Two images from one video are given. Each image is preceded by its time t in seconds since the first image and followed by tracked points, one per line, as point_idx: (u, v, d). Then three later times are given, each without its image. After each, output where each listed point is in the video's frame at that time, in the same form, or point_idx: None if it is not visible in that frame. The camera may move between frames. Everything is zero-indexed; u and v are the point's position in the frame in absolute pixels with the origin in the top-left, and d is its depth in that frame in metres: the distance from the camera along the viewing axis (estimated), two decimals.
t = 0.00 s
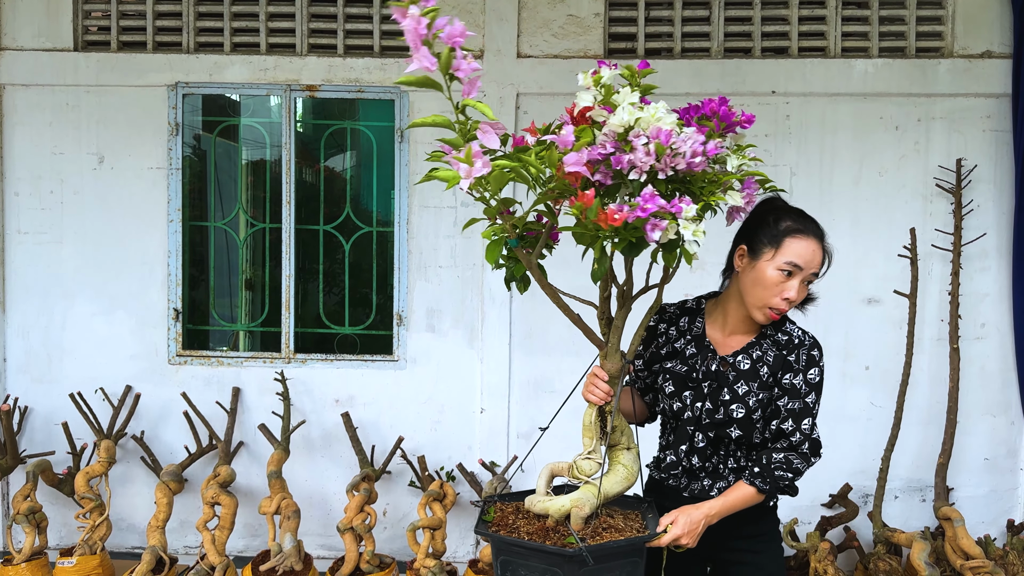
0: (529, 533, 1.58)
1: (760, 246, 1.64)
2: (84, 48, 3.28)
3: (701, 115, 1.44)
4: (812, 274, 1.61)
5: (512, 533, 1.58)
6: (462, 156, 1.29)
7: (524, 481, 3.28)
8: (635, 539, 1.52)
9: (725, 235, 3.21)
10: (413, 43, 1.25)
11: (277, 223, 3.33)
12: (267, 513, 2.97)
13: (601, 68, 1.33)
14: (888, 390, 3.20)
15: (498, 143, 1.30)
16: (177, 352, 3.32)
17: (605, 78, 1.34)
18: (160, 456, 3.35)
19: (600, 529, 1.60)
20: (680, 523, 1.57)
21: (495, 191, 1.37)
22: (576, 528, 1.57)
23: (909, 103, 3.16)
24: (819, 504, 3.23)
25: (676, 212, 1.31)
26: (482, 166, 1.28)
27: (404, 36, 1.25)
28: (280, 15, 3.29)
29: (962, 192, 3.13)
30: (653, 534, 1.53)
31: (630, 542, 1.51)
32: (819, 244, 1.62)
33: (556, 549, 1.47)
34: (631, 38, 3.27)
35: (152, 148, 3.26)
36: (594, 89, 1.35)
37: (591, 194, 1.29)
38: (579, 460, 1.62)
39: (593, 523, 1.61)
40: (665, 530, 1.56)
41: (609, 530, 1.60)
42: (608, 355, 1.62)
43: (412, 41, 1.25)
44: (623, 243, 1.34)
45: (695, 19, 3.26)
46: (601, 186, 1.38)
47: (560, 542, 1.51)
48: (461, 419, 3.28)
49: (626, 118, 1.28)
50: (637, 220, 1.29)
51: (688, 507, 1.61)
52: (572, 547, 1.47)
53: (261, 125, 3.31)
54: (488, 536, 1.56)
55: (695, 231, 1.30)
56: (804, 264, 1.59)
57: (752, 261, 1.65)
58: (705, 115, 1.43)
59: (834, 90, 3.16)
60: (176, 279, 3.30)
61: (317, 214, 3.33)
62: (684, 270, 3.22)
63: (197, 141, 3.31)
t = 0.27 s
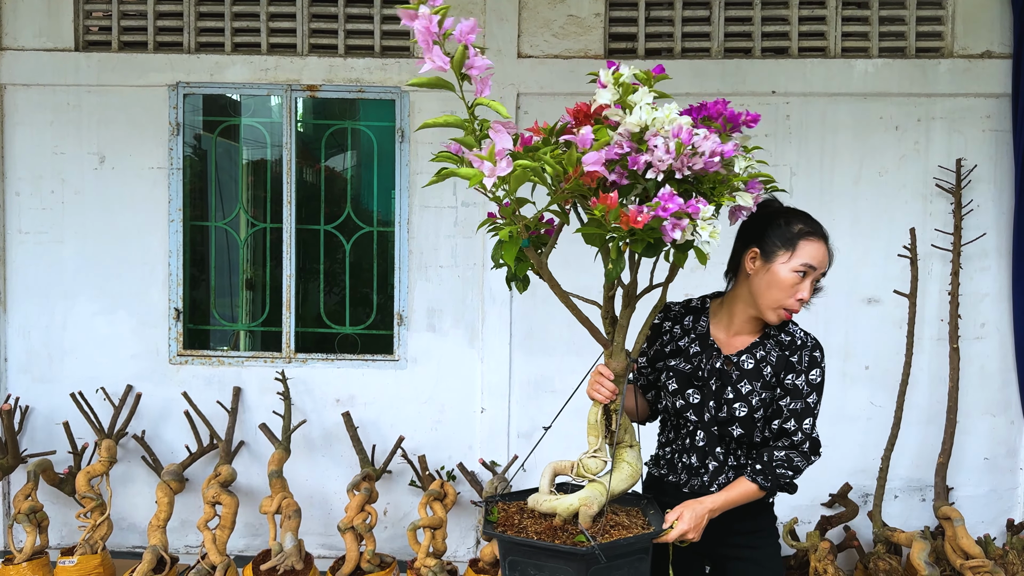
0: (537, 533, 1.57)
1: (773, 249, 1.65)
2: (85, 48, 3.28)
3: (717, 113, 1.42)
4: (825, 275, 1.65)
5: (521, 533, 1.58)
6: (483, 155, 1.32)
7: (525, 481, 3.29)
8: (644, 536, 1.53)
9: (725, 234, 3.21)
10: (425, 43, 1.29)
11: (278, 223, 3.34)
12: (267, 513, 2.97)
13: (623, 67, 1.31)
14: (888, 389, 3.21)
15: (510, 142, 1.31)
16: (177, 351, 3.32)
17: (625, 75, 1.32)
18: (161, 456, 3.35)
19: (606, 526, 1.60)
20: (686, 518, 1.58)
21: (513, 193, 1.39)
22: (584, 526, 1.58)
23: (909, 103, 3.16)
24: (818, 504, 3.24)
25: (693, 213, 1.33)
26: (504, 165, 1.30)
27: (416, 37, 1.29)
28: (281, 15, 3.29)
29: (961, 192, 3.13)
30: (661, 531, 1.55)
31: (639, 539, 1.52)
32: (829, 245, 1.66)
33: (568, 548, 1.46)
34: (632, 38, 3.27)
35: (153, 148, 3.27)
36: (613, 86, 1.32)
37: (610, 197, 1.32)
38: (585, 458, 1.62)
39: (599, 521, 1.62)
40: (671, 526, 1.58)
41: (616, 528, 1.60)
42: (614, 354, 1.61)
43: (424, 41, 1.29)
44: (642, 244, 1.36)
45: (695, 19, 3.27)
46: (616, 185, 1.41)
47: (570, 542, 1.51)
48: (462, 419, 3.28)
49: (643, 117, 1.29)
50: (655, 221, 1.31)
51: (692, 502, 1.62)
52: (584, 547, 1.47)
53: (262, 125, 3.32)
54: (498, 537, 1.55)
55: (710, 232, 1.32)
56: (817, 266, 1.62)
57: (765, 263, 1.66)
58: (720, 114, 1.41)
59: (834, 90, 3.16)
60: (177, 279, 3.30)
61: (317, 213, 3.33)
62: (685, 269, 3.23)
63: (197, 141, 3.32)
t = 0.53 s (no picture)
0: (569, 535, 1.55)
1: (787, 245, 1.66)
2: (85, 48, 3.28)
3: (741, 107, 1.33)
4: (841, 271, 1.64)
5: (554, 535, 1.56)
6: (519, 172, 1.29)
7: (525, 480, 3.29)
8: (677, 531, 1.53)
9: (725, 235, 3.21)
10: (441, 57, 1.24)
11: (278, 223, 3.34)
12: (268, 513, 2.97)
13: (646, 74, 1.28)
14: (888, 389, 3.21)
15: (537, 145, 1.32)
16: (178, 351, 3.32)
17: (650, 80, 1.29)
18: (161, 455, 3.35)
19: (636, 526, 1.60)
20: (716, 511, 1.58)
21: (546, 202, 1.36)
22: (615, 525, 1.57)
23: (909, 102, 3.17)
24: (819, 503, 3.24)
25: (731, 217, 1.30)
26: (542, 181, 1.28)
27: (430, 52, 1.23)
28: (281, 15, 3.29)
29: (961, 192, 3.13)
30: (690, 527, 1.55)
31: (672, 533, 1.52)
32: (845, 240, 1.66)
33: (605, 551, 1.45)
34: (632, 38, 3.27)
35: (154, 148, 3.27)
36: (644, 93, 1.29)
37: (648, 204, 1.29)
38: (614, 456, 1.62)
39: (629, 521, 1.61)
40: (701, 521, 1.58)
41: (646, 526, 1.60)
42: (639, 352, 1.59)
43: (439, 56, 1.24)
44: (680, 251, 1.32)
45: (695, 19, 3.27)
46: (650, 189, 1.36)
47: (605, 543, 1.50)
48: (462, 419, 3.28)
49: (677, 124, 1.26)
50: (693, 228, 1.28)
51: (718, 497, 1.62)
52: (620, 548, 1.46)
53: (262, 125, 3.31)
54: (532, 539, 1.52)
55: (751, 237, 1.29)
56: (832, 258, 1.62)
57: (780, 261, 1.67)
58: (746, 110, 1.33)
59: (835, 90, 3.16)
60: (177, 278, 3.30)
61: (318, 213, 3.33)
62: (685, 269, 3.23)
63: (197, 141, 3.32)
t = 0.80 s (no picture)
0: (600, 534, 1.56)
1: (793, 243, 1.69)
2: (85, 48, 3.28)
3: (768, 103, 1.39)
4: (847, 264, 1.63)
5: (584, 534, 1.56)
6: (557, 162, 1.30)
7: (525, 480, 3.29)
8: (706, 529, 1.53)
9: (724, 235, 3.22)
10: (495, 37, 1.22)
11: (278, 223, 3.34)
12: (268, 513, 2.97)
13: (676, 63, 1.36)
14: (888, 389, 3.21)
15: (566, 142, 1.31)
16: (177, 351, 3.32)
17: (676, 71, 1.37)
18: (161, 456, 3.35)
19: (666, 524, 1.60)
20: (744, 508, 1.57)
21: (577, 197, 1.36)
22: (644, 523, 1.58)
23: (909, 102, 3.17)
24: (818, 503, 3.24)
25: (762, 208, 1.30)
26: (577, 171, 1.29)
27: (485, 32, 1.22)
28: (281, 15, 3.29)
29: (961, 192, 3.14)
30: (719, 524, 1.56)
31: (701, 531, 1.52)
32: (854, 234, 1.65)
33: (638, 548, 1.46)
34: (631, 37, 3.27)
35: (153, 148, 3.27)
36: (674, 83, 1.36)
37: (682, 197, 1.31)
38: (641, 455, 1.63)
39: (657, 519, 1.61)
40: (730, 517, 1.57)
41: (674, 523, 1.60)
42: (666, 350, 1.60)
43: (493, 36, 1.22)
44: (712, 243, 1.33)
45: (695, 19, 3.27)
46: (679, 183, 1.41)
47: (637, 540, 1.52)
48: (462, 418, 3.29)
49: (705, 115, 1.31)
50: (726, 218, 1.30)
51: (747, 492, 1.62)
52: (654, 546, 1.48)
53: (262, 125, 3.31)
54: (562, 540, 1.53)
55: (780, 225, 1.29)
56: (832, 250, 1.62)
57: (788, 257, 1.70)
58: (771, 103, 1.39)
59: (834, 90, 3.16)
60: (177, 278, 3.30)
61: (317, 213, 3.33)
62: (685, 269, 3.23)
63: (197, 141, 3.32)
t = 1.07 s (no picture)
0: (626, 531, 1.55)
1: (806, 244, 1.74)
2: (83, 48, 3.28)
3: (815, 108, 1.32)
4: (858, 266, 1.66)
5: (609, 531, 1.55)
6: (613, 161, 1.27)
7: (524, 480, 3.29)
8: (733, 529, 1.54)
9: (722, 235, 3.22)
10: (547, 35, 1.27)
11: (276, 223, 3.34)
12: (266, 513, 2.96)
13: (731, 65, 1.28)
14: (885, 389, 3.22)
15: (620, 137, 1.31)
16: (176, 351, 3.32)
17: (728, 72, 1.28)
18: (160, 456, 3.35)
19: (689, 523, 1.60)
20: (767, 509, 1.58)
21: (629, 199, 1.32)
22: (669, 521, 1.57)
23: (907, 102, 3.17)
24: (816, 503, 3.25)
25: (807, 211, 1.27)
26: (634, 166, 1.25)
27: (536, 28, 1.26)
28: (279, 15, 3.30)
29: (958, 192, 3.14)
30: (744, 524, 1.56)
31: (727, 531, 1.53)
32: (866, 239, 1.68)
33: (667, 545, 1.46)
34: (630, 38, 3.28)
35: (152, 148, 3.27)
36: (727, 89, 1.27)
37: (735, 198, 1.26)
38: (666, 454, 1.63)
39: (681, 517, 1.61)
40: (753, 516, 1.58)
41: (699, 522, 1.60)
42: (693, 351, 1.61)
43: (546, 33, 1.26)
44: (762, 243, 1.32)
45: (693, 19, 3.27)
46: (726, 187, 1.31)
47: (666, 538, 1.52)
48: (460, 418, 3.29)
49: (758, 121, 1.23)
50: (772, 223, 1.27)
51: (769, 492, 1.62)
52: (683, 543, 1.48)
53: (260, 125, 3.32)
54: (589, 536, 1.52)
55: (828, 229, 1.28)
56: (842, 253, 1.66)
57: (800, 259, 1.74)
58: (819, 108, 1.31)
59: (832, 90, 3.16)
60: (175, 279, 3.30)
61: (316, 214, 3.33)
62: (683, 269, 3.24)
63: (196, 141, 3.32)
